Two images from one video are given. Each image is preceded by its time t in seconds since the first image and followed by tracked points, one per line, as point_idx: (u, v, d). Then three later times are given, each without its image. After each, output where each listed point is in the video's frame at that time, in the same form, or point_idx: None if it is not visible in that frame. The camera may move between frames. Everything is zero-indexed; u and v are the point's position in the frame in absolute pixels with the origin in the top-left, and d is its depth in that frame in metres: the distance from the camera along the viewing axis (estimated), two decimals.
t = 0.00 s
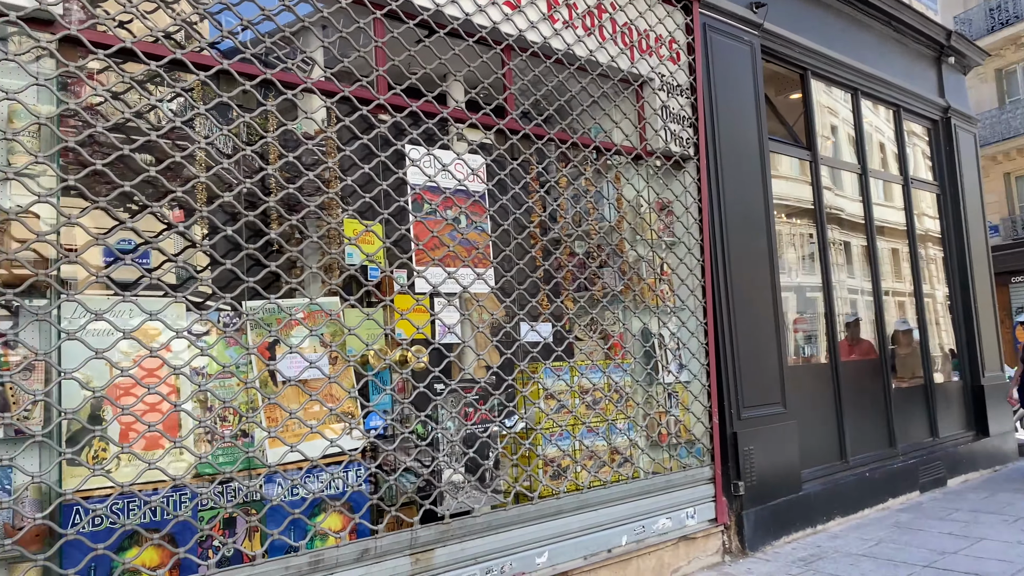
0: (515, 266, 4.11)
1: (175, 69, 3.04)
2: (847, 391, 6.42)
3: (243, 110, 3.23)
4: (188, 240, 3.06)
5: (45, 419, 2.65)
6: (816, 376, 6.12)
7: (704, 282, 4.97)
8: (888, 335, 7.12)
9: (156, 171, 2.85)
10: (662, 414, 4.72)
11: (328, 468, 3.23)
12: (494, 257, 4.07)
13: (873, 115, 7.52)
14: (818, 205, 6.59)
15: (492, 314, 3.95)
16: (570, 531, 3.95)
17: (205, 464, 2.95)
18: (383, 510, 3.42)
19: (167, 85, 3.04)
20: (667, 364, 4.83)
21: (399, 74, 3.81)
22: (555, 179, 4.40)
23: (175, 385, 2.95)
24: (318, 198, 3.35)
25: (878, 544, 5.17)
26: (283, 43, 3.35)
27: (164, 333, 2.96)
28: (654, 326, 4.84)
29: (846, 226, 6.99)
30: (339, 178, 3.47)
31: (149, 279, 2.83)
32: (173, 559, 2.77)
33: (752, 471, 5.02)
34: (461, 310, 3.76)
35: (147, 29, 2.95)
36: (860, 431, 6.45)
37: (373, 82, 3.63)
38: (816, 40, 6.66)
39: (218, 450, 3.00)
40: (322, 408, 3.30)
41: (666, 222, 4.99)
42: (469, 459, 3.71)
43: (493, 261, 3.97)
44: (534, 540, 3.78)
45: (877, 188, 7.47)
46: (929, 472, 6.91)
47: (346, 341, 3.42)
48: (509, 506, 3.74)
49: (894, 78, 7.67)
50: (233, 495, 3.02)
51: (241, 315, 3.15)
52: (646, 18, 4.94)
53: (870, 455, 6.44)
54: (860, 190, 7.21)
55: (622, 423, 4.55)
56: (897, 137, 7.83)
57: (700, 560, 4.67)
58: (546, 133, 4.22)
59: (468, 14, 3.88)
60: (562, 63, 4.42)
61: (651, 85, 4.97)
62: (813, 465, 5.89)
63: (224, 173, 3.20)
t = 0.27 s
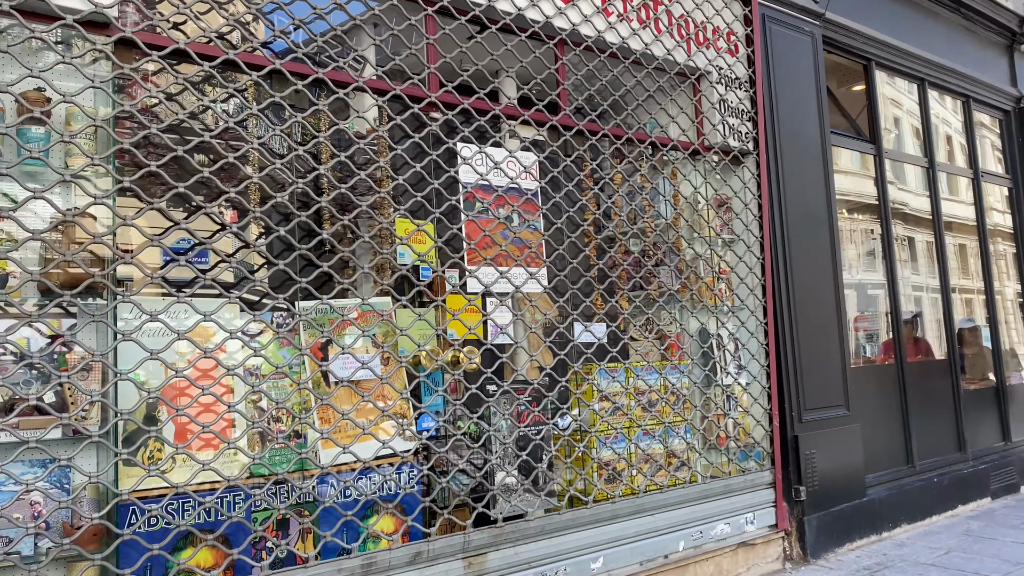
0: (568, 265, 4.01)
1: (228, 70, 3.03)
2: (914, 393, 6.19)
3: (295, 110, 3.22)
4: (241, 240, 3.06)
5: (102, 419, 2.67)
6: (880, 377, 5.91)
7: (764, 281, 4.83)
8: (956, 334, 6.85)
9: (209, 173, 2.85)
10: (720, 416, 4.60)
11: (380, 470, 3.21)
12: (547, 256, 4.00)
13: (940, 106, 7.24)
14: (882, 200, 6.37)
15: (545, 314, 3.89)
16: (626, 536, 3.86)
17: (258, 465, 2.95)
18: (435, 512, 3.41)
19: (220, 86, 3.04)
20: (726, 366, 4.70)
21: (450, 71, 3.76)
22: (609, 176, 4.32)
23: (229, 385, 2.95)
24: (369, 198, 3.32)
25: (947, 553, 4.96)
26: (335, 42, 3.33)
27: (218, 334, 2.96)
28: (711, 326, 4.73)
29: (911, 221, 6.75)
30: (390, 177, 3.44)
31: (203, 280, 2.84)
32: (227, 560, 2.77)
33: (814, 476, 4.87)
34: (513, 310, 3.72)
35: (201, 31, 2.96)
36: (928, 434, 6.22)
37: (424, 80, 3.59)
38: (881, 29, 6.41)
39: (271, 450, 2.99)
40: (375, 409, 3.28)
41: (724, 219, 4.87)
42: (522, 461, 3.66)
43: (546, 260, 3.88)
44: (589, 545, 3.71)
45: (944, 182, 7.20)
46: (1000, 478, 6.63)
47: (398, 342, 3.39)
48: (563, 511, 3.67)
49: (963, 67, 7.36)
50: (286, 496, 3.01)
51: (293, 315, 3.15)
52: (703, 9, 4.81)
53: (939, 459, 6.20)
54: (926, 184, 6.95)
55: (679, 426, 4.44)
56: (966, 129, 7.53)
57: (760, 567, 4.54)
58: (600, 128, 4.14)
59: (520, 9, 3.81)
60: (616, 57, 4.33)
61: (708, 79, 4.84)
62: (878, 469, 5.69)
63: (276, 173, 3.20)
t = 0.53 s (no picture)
0: (602, 267, 3.93)
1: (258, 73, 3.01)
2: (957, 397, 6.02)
3: (325, 113, 3.19)
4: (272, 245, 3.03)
5: (134, 427, 2.66)
6: (923, 381, 5.75)
7: (803, 283, 4.71)
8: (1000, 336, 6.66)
9: (239, 177, 2.83)
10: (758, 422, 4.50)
11: (412, 477, 3.17)
12: (580, 259, 3.93)
13: (982, 102, 7.05)
14: (923, 199, 6.21)
15: (578, 319, 3.82)
16: (662, 544, 3.78)
17: (290, 473, 2.91)
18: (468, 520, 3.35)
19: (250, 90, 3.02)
20: (763, 370, 4.60)
21: (481, 72, 3.71)
22: (643, 177, 4.18)
23: (260, 392, 2.92)
24: (400, 201, 3.28)
25: (994, 563, 4.81)
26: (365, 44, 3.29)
27: (250, 340, 2.93)
28: (749, 330, 4.61)
29: (953, 221, 6.57)
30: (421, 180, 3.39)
31: (234, 286, 2.81)
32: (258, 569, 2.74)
33: (855, 483, 4.74)
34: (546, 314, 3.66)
35: (231, 34, 2.94)
36: (972, 439, 6.04)
37: (455, 82, 3.54)
38: (922, 24, 6.24)
39: (303, 457, 2.96)
40: (406, 416, 3.23)
41: (761, 220, 4.77)
42: (556, 468, 3.60)
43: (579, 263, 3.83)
44: (624, 554, 3.63)
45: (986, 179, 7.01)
46: None
47: (430, 347, 3.35)
48: (598, 519, 3.59)
49: (1007, 61, 7.15)
50: (318, 504, 2.97)
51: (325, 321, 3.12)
52: (739, 6, 4.70)
53: (984, 465, 6.02)
54: (968, 182, 6.77)
55: (716, 432, 4.34)
56: (1009, 125, 7.33)
57: None
58: (633, 129, 4.06)
59: (552, 8, 3.74)
60: (650, 56, 4.24)
61: (744, 77, 4.74)
62: (921, 476, 5.54)
63: (307, 177, 3.17)
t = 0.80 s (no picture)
0: (618, 270, 3.85)
1: (268, 75, 2.96)
2: (984, 401, 5.88)
3: (335, 115, 3.14)
4: (282, 248, 2.99)
5: (143, 435, 2.62)
6: (948, 385, 5.63)
7: (825, 286, 4.61)
8: None
9: (248, 181, 2.78)
10: (780, 428, 4.40)
11: (426, 485, 3.11)
12: (596, 262, 3.86)
13: (1007, 100, 6.91)
14: (947, 199, 6.08)
15: (594, 323, 3.76)
16: (682, 554, 3.70)
17: (301, 481, 2.86)
18: (483, 528, 3.29)
19: (259, 92, 2.98)
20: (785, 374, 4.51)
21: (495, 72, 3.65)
22: (660, 178, 4.10)
23: (271, 399, 2.88)
24: (412, 204, 3.22)
25: None
26: (376, 45, 3.24)
27: (260, 346, 2.89)
28: (770, 334, 4.54)
29: (977, 221, 6.45)
30: (434, 183, 3.34)
31: (244, 291, 2.76)
32: None
33: (879, 490, 4.63)
34: (561, 319, 3.60)
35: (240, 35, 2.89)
36: (999, 444, 5.91)
37: (468, 82, 3.48)
38: (946, 20, 6.11)
39: (315, 465, 2.90)
40: (419, 422, 3.18)
41: (781, 222, 4.69)
42: (572, 476, 3.53)
43: (595, 266, 3.76)
44: (643, 563, 3.55)
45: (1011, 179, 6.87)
46: None
47: (443, 352, 3.29)
48: (615, 528, 3.52)
49: None
50: (330, 512, 2.92)
51: (336, 326, 3.06)
52: (758, 3, 4.61)
53: (1011, 471, 5.89)
54: (992, 182, 6.63)
55: (736, 438, 4.26)
56: None
57: None
58: (650, 129, 3.99)
59: (566, 7, 3.67)
60: (666, 54, 4.16)
61: (764, 75, 4.64)
62: (947, 482, 5.41)
63: (318, 180, 3.12)
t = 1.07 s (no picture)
0: (615, 272, 3.82)
1: (259, 75, 2.94)
2: (987, 404, 5.83)
3: (328, 116, 3.11)
4: (273, 251, 2.96)
5: (132, 440, 2.59)
6: (950, 388, 5.58)
7: (825, 289, 4.56)
8: None
9: (239, 182, 2.76)
10: (780, 431, 4.35)
11: (420, 490, 3.08)
12: (594, 264, 3.83)
13: (1010, 102, 6.86)
14: (949, 201, 6.03)
15: (592, 326, 3.73)
16: (681, 559, 3.66)
17: (292, 486, 2.83)
18: (478, 534, 3.25)
19: (251, 93, 2.95)
20: (784, 378, 4.51)
21: (491, 73, 3.62)
22: (658, 179, 4.06)
23: (263, 403, 2.84)
24: (406, 206, 3.19)
25: None
26: (370, 46, 3.21)
27: (252, 350, 2.86)
28: (770, 337, 4.59)
29: (981, 223, 6.40)
30: (428, 185, 3.31)
31: (234, 294, 2.73)
32: None
33: (881, 494, 4.59)
34: (558, 322, 3.57)
35: (230, 35, 2.87)
36: (1002, 447, 5.85)
37: (464, 83, 3.45)
38: (947, 21, 6.07)
39: (307, 470, 2.87)
40: (413, 427, 3.14)
41: (781, 224, 4.68)
42: (569, 481, 3.49)
43: (592, 269, 3.72)
44: (641, 569, 3.51)
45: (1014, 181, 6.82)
46: None
47: (438, 355, 3.25)
48: (613, 533, 3.47)
49: None
50: (322, 518, 2.89)
51: (329, 329, 3.03)
52: (757, 3, 4.58)
53: (1015, 474, 5.83)
54: (995, 184, 6.58)
55: (735, 442, 4.21)
56: None
57: None
58: (648, 130, 3.96)
59: (563, 7, 3.64)
60: (664, 55, 4.13)
61: (763, 76, 4.61)
62: (950, 486, 5.36)
63: (311, 182, 3.09)
